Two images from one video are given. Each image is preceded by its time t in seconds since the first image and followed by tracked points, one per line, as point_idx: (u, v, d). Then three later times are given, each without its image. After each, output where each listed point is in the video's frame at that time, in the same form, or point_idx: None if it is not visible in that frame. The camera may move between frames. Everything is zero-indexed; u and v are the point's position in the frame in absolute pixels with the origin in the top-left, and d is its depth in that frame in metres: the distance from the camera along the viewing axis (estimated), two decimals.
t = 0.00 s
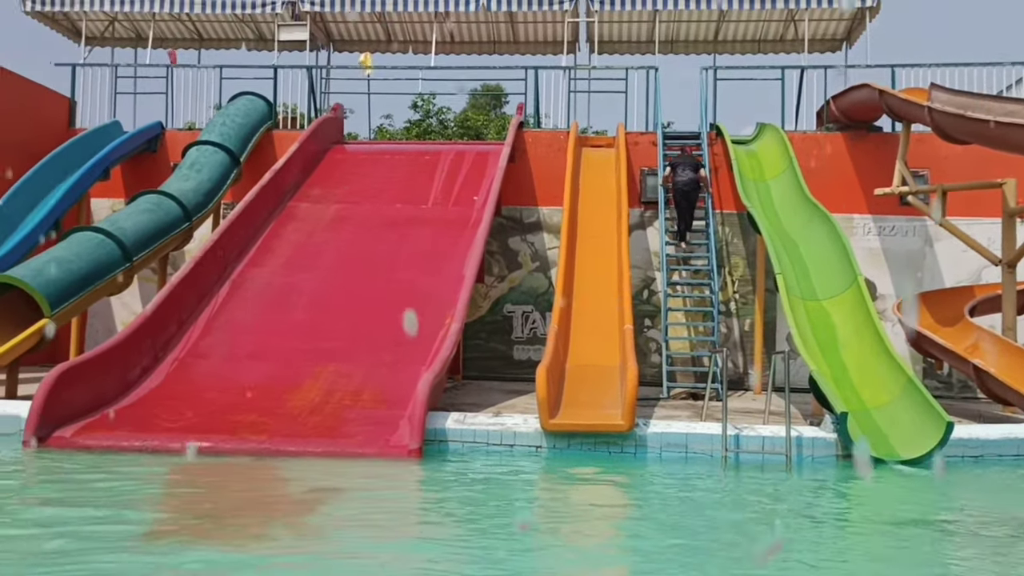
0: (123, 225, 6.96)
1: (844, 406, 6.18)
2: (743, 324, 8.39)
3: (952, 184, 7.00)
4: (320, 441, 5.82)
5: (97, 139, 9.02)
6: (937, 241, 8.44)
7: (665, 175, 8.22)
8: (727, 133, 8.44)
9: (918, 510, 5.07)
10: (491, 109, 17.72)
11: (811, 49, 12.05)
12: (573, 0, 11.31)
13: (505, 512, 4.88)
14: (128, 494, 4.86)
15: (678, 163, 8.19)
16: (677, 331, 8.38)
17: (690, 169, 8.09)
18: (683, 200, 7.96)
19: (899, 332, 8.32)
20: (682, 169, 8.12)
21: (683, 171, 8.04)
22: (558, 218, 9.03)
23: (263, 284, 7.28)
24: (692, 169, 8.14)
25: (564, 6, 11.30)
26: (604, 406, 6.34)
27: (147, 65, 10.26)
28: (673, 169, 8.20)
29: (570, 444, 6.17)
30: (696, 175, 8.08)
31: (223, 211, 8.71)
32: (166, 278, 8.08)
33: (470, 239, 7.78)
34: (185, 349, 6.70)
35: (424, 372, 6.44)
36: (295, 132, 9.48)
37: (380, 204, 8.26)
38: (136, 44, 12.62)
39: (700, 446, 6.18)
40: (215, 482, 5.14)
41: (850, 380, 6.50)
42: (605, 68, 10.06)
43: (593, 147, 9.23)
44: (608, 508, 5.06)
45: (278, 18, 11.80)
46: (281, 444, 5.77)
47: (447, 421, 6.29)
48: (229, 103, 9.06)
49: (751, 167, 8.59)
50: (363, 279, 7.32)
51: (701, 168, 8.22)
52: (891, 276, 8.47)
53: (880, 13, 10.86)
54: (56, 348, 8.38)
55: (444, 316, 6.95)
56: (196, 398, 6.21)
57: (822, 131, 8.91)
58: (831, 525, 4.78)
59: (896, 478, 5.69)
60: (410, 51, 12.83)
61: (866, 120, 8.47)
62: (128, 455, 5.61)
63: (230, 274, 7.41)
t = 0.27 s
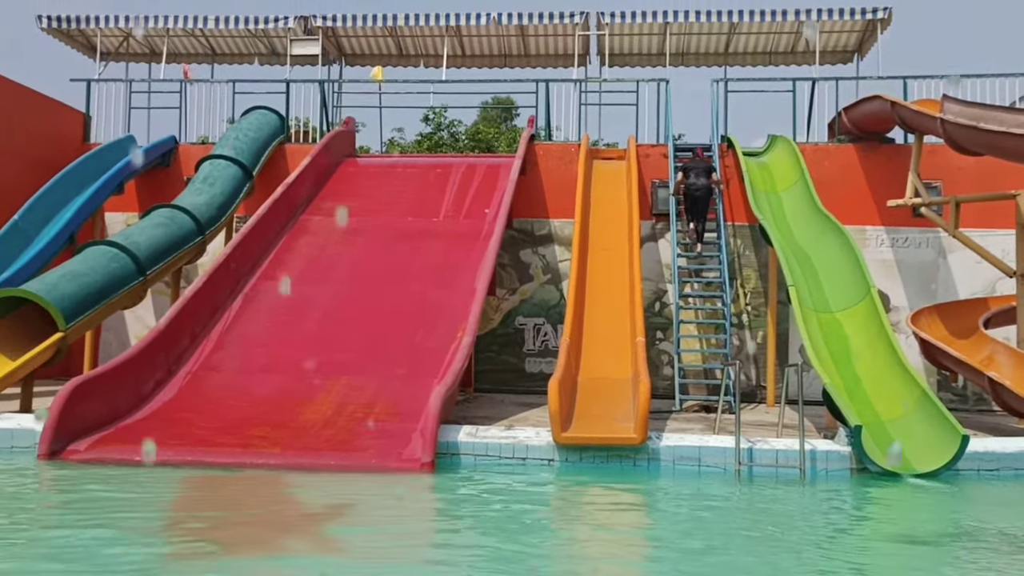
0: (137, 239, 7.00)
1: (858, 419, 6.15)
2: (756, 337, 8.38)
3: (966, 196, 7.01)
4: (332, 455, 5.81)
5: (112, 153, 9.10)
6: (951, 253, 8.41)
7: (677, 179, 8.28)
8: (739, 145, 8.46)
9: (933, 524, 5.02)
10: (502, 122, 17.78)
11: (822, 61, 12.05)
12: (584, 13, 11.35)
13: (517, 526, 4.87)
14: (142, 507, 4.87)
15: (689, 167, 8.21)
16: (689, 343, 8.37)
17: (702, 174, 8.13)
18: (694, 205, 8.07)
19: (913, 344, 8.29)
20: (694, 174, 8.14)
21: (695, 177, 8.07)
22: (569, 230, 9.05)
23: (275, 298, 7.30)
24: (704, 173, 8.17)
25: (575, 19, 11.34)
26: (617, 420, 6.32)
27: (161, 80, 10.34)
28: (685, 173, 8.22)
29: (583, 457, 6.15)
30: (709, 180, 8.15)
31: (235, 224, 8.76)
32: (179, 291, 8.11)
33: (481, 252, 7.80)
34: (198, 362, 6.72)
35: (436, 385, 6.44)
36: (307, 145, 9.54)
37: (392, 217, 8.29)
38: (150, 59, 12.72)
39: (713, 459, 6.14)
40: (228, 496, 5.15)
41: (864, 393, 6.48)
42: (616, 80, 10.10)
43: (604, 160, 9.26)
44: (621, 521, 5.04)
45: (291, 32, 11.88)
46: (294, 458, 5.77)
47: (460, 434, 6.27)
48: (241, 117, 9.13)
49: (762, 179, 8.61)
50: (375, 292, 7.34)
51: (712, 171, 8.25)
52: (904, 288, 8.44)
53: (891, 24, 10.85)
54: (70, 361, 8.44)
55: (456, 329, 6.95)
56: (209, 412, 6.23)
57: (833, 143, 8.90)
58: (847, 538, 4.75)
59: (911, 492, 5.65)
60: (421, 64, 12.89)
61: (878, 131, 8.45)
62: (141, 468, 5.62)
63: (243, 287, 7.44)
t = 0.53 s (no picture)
0: (147, 246, 7.04)
1: (869, 427, 6.12)
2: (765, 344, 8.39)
3: (976, 203, 7.04)
4: (341, 462, 5.81)
5: (123, 161, 9.15)
6: (961, 259, 8.39)
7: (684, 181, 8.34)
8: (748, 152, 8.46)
9: (945, 532, 5.00)
10: (511, 129, 17.81)
11: (831, 67, 12.04)
12: (593, 21, 11.37)
13: (527, 533, 4.86)
14: (152, 514, 4.88)
15: (698, 169, 8.27)
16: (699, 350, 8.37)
17: (710, 177, 8.19)
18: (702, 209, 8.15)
19: (923, 351, 8.26)
20: (702, 176, 8.21)
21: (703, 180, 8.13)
22: (578, 237, 9.07)
23: (285, 305, 7.33)
24: (712, 176, 8.23)
25: (584, 27, 11.37)
26: (627, 427, 6.31)
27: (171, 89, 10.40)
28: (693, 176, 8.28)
29: (592, 465, 6.14)
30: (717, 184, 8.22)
31: (245, 231, 8.79)
32: (188, 299, 8.14)
33: (491, 259, 7.81)
34: (208, 369, 6.74)
35: (446, 392, 6.44)
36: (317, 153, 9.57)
37: (401, 225, 8.31)
38: (161, 67, 12.79)
39: (723, 466, 6.13)
40: (238, 502, 5.16)
41: (874, 400, 6.46)
42: (625, 88, 10.12)
43: (613, 167, 9.28)
44: (632, 528, 5.02)
45: (300, 41, 11.93)
46: (304, 465, 5.77)
47: (469, 441, 6.26)
48: (251, 125, 9.17)
49: (772, 185, 8.61)
50: (384, 299, 7.36)
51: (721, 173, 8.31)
52: (914, 295, 8.43)
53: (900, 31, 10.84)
54: (81, 368, 8.48)
55: (466, 336, 6.96)
56: (219, 419, 6.24)
57: (843, 149, 8.90)
58: (857, 546, 4.73)
59: (922, 499, 5.62)
60: (430, 72, 12.92)
61: (887, 138, 8.44)
62: (151, 476, 5.64)
63: (253, 294, 7.46)
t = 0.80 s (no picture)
0: (154, 250, 7.06)
1: (876, 431, 6.11)
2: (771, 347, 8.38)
3: (983, 206, 7.03)
4: (348, 466, 5.81)
5: (130, 165, 9.18)
6: (968, 263, 8.38)
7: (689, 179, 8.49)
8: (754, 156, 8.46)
9: (953, 536, 4.97)
10: (516, 132, 17.83)
11: (837, 71, 12.03)
12: (598, 25, 11.38)
13: (533, 536, 4.85)
14: (159, 517, 4.89)
15: (703, 169, 8.42)
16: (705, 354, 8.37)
17: (714, 175, 8.33)
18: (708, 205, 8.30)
19: (931, 355, 8.24)
20: (707, 174, 8.36)
21: (708, 176, 8.29)
22: (584, 241, 9.07)
23: (291, 309, 7.34)
24: (716, 174, 8.39)
25: (590, 30, 11.37)
26: (633, 431, 6.30)
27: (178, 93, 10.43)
28: (698, 175, 8.43)
29: (598, 469, 6.13)
30: (722, 180, 8.36)
31: (251, 235, 8.80)
32: (195, 302, 8.16)
33: (497, 263, 7.82)
34: (215, 373, 6.75)
35: (452, 395, 6.44)
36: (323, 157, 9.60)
37: (407, 229, 8.32)
38: (168, 72, 12.83)
39: (730, 471, 6.11)
40: (245, 506, 5.16)
41: (881, 404, 6.45)
42: (631, 92, 10.13)
43: (618, 171, 9.28)
44: (639, 532, 5.01)
45: (307, 45, 11.96)
46: (310, 469, 5.78)
47: (475, 445, 6.25)
48: (258, 129, 9.20)
49: (778, 189, 8.61)
50: (390, 303, 7.36)
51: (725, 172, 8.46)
52: (921, 298, 8.41)
53: (907, 34, 10.83)
54: (88, 372, 8.50)
55: (472, 340, 6.96)
56: (226, 423, 6.25)
57: (849, 153, 8.89)
58: (865, 550, 4.72)
59: (930, 504, 5.60)
60: (436, 76, 12.94)
61: (894, 141, 8.44)
62: (158, 479, 5.64)
63: (259, 298, 7.48)
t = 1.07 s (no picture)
0: (157, 252, 7.06)
1: (879, 432, 6.10)
2: (774, 348, 8.38)
3: (986, 208, 7.01)
4: (350, 467, 5.81)
5: (133, 167, 9.19)
6: (971, 264, 8.37)
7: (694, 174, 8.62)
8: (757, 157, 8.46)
9: (957, 538, 4.96)
10: (519, 134, 17.83)
11: (840, 72, 12.01)
12: (601, 26, 11.38)
13: (535, 538, 4.85)
14: (162, 519, 4.89)
15: (707, 162, 8.56)
16: (708, 355, 8.36)
17: (719, 168, 8.47)
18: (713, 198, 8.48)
19: (934, 356, 8.24)
20: (712, 168, 8.50)
21: (714, 170, 8.43)
22: (586, 242, 9.07)
23: (294, 310, 7.34)
24: (720, 167, 8.54)
25: (592, 32, 11.38)
26: (636, 432, 6.29)
27: (181, 95, 10.44)
28: (701, 168, 8.57)
29: (601, 470, 6.12)
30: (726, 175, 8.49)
31: (254, 237, 8.81)
32: (198, 304, 8.16)
33: (500, 264, 7.82)
34: (218, 375, 6.75)
35: (455, 397, 6.44)
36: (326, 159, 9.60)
37: (410, 230, 8.33)
38: (171, 74, 12.84)
39: (733, 472, 6.10)
40: (247, 508, 5.16)
41: (885, 405, 6.45)
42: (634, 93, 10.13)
43: (621, 172, 9.29)
44: (642, 534, 5.01)
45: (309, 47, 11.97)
46: (312, 470, 5.77)
47: (478, 446, 6.24)
48: (261, 131, 9.21)
49: (781, 190, 8.62)
50: (393, 304, 7.37)
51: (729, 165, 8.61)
52: (924, 300, 8.40)
53: (910, 35, 10.82)
54: (91, 373, 8.51)
55: (475, 341, 6.96)
56: (229, 424, 6.25)
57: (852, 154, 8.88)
58: (868, 552, 4.71)
59: (934, 505, 5.58)
60: (439, 78, 12.95)
61: (896, 143, 8.43)
62: (160, 481, 5.64)
63: (262, 300, 7.48)
